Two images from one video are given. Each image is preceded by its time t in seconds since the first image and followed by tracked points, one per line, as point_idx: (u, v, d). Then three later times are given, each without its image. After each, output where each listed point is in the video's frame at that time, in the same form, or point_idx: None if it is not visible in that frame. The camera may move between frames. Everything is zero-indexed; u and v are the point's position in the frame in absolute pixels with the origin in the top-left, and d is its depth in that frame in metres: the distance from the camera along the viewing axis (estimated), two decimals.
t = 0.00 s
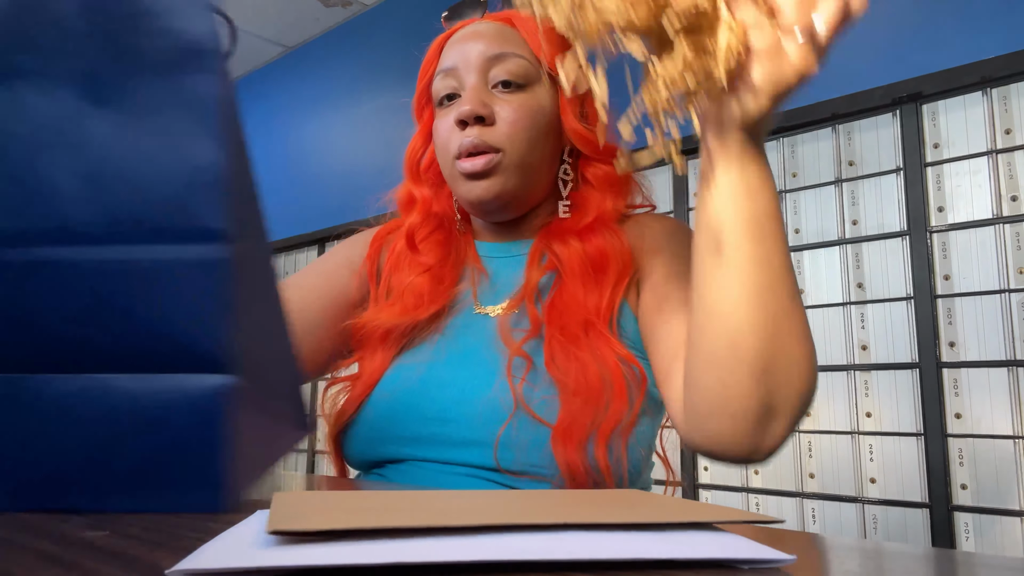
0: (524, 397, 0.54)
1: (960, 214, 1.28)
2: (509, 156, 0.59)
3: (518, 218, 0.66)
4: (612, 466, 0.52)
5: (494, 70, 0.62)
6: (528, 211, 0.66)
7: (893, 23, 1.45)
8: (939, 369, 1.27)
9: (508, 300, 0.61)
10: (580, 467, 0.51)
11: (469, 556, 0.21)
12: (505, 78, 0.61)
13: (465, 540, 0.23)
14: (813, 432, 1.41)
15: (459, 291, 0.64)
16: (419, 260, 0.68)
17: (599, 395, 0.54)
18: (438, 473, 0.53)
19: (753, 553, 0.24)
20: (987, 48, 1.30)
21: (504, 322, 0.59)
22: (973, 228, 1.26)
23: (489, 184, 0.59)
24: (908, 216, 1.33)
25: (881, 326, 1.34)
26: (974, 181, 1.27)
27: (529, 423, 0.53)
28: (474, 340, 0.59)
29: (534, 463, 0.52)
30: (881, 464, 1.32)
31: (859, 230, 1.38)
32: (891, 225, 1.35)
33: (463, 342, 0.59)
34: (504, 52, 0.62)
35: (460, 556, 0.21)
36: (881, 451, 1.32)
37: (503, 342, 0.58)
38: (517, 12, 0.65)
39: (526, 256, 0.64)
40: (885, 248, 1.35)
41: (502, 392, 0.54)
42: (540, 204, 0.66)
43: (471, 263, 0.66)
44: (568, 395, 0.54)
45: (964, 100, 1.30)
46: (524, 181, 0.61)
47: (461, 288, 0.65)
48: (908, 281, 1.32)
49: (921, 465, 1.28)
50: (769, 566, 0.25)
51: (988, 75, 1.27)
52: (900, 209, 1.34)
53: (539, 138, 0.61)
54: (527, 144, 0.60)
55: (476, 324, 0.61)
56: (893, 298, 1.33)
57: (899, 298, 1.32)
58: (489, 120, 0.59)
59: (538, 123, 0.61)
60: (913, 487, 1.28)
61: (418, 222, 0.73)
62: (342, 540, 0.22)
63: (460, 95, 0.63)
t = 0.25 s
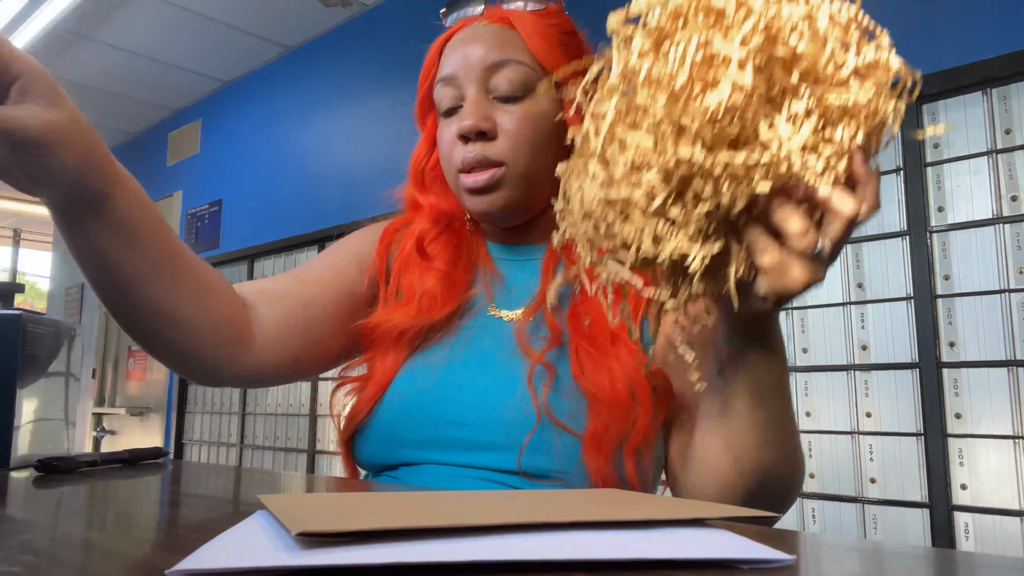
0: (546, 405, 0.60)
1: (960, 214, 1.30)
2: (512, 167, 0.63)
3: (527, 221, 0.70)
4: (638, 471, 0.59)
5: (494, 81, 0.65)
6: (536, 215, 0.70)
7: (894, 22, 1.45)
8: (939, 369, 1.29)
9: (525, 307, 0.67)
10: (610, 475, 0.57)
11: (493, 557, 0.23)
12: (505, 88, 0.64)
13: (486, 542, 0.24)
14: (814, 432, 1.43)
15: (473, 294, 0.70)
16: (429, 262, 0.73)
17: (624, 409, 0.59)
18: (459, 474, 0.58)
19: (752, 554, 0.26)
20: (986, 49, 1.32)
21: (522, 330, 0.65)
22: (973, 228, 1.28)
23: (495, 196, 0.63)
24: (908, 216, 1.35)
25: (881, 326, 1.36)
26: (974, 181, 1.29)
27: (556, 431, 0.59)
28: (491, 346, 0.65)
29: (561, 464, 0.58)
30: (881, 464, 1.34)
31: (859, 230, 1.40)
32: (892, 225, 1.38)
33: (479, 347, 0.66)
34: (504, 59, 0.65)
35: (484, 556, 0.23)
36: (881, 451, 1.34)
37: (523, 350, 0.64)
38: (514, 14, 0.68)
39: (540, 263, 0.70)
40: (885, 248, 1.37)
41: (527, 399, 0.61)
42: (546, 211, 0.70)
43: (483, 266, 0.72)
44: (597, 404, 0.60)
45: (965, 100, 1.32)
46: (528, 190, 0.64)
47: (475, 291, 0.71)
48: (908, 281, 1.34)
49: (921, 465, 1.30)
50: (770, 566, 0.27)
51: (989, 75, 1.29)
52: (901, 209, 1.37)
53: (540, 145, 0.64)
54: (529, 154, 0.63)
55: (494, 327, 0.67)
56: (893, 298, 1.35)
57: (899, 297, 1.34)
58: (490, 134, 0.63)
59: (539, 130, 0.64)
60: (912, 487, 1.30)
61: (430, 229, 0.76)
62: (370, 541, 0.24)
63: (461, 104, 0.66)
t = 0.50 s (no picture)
0: (552, 413, 0.65)
1: (961, 214, 1.30)
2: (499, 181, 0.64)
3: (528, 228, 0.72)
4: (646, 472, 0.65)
5: (487, 92, 0.66)
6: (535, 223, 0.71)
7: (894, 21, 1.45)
8: (939, 369, 1.29)
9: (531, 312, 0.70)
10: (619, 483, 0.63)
11: (495, 556, 0.23)
12: (497, 100, 0.65)
13: (486, 543, 0.24)
14: (814, 431, 1.43)
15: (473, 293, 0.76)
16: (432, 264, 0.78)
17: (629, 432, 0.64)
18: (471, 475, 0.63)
19: (752, 554, 0.26)
20: (986, 48, 1.32)
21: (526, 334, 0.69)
22: (973, 228, 1.28)
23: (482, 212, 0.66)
24: (909, 216, 1.35)
25: (881, 326, 1.36)
26: (974, 181, 1.29)
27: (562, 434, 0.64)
28: (493, 349, 0.70)
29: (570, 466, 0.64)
30: (881, 463, 1.34)
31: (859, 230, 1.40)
32: (891, 226, 1.38)
33: (483, 350, 0.71)
34: (497, 70, 0.66)
35: (486, 555, 0.23)
36: (881, 451, 1.34)
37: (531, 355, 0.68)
38: (511, 20, 0.68)
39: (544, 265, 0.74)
40: (885, 248, 1.38)
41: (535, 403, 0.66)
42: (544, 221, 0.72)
43: (486, 266, 0.76)
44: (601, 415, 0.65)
45: (964, 101, 1.33)
46: (518, 202, 0.66)
47: (477, 289, 0.76)
48: (908, 281, 1.34)
49: (921, 465, 1.30)
50: (773, 566, 0.27)
51: (988, 75, 1.29)
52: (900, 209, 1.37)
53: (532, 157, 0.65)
54: (518, 166, 0.64)
55: (499, 328, 0.72)
56: (893, 298, 1.35)
57: (899, 298, 1.34)
58: (478, 150, 0.64)
59: (528, 143, 0.65)
60: (912, 487, 1.30)
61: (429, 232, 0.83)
62: (371, 541, 0.24)
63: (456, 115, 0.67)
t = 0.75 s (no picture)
0: (536, 411, 0.64)
1: (961, 214, 1.30)
2: (501, 180, 0.65)
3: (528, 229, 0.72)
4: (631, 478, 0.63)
5: (491, 91, 0.66)
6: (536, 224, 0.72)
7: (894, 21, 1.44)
8: (939, 369, 1.29)
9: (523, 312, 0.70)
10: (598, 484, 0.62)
11: (496, 556, 0.23)
12: (500, 99, 0.66)
13: (487, 543, 0.24)
14: (814, 431, 1.43)
15: (470, 295, 0.75)
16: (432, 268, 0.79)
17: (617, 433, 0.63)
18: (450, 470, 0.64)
19: (752, 554, 0.26)
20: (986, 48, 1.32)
21: (518, 333, 0.69)
22: (973, 228, 1.28)
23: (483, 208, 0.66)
24: (909, 216, 1.36)
25: (881, 326, 1.36)
26: (974, 181, 1.29)
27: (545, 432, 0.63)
28: (488, 349, 0.70)
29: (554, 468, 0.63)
30: (881, 463, 1.34)
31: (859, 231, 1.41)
32: (892, 225, 1.38)
33: (479, 351, 0.71)
34: (500, 70, 0.66)
35: (488, 555, 0.23)
36: (881, 451, 1.34)
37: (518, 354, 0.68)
38: (517, 23, 0.68)
39: (540, 266, 0.73)
40: (885, 248, 1.38)
41: (518, 401, 0.65)
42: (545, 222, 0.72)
43: (484, 268, 0.76)
44: (586, 415, 0.64)
45: (965, 101, 1.33)
46: (520, 202, 0.66)
47: (474, 290, 0.76)
48: (908, 281, 1.34)
49: (921, 465, 1.30)
50: (773, 566, 0.27)
51: (988, 75, 1.29)
52: (900, 210, 1.37)
53: (534, 157, 0.65)
54: (520, 165, 0.65)
55: (493, 328, 0.72)
56: (893, 298, 1.35)
57: (899, 298, 1.34)
58: (479, 147, 0.64)
59: (530, 144, 0.65)
60: (912, 487, 1.30)
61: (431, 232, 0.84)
62: (373, 541, 0.24)
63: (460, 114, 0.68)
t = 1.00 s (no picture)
0: (540, 408, 0.66)
1: (961, 214, 1.30)
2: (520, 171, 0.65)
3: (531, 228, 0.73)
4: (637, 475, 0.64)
5: (507, 85, 0.66)
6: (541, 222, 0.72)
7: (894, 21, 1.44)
8: (939, 369, 1.29)
9: (527, 311, 0.72)
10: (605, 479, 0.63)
11: (497, 556, 0.23)
12: (518, 93, 0.66)
13: (488, 544, 0.24)
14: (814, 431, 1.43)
15: (473, 298, 0.76)
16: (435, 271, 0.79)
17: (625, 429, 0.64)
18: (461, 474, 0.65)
19: (753, 554, 0.26)
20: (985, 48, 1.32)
21: (523, 333, 0.70)
22: (973, 228, 1.28)
23: (501, 201, 0.66)
24: (909, 217, 1.36)
25: (881, 326, 1.36)
26: (974, 181, 1.29)
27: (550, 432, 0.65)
28: (490, 350, 0.71)
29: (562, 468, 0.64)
30: (880, 463, 1.34)
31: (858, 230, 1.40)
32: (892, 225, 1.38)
33: (481, 353, 0.72)
34: (516, 66, 0.67)
35: (488, 555, 0.23)
36: (881, 450, 1.34)
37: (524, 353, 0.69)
38: (529, 23, 0.69)
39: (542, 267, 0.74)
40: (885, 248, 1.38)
41: (524, 399, 0.66)
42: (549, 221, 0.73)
43: (486, 271, 0.77)
44: (594, 408, 0.65)
45: (965, 101, 1.33)
46: (534, 195, 0.67)
47: (475, 294, 0.76)
48: (908, 281, 1.34)
49: (921, 465, 1.30)
50: (772, 566, 0.27)
51: (988, 75, 1.29)
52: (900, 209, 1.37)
53: (551, 151, 0.66)
54: (537, 159, 0.65)
55: (494, 330, 0.72)
56: (893, 298, 1.35)
57: (899, 297, 1.35)
58: (500, 139, 0.64)
59: (547, 138, 0.66)
60: (912, 487, 1.30)
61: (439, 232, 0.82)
62: (374, 541, 0.24)
63: (472, 108, 0.68)
